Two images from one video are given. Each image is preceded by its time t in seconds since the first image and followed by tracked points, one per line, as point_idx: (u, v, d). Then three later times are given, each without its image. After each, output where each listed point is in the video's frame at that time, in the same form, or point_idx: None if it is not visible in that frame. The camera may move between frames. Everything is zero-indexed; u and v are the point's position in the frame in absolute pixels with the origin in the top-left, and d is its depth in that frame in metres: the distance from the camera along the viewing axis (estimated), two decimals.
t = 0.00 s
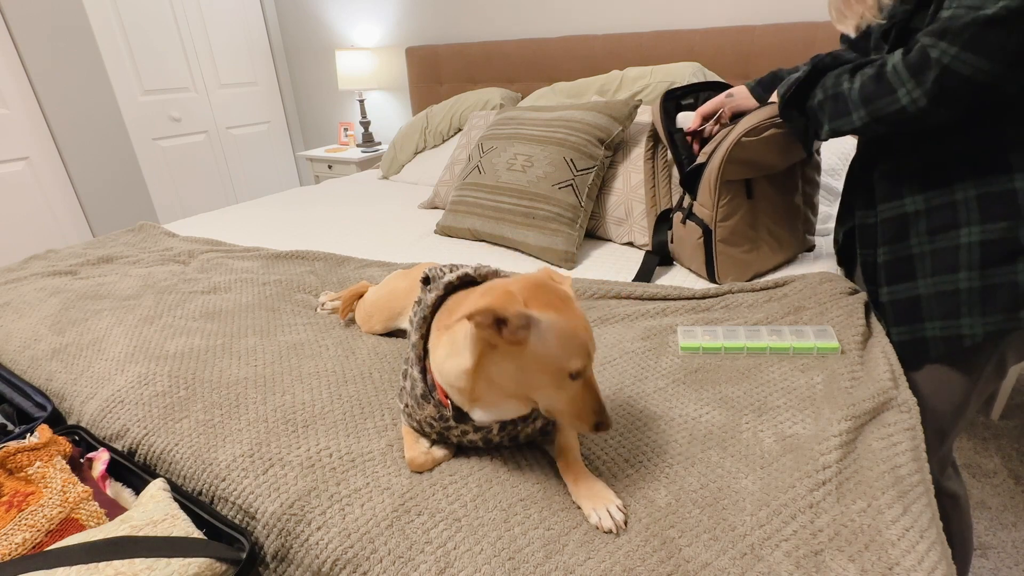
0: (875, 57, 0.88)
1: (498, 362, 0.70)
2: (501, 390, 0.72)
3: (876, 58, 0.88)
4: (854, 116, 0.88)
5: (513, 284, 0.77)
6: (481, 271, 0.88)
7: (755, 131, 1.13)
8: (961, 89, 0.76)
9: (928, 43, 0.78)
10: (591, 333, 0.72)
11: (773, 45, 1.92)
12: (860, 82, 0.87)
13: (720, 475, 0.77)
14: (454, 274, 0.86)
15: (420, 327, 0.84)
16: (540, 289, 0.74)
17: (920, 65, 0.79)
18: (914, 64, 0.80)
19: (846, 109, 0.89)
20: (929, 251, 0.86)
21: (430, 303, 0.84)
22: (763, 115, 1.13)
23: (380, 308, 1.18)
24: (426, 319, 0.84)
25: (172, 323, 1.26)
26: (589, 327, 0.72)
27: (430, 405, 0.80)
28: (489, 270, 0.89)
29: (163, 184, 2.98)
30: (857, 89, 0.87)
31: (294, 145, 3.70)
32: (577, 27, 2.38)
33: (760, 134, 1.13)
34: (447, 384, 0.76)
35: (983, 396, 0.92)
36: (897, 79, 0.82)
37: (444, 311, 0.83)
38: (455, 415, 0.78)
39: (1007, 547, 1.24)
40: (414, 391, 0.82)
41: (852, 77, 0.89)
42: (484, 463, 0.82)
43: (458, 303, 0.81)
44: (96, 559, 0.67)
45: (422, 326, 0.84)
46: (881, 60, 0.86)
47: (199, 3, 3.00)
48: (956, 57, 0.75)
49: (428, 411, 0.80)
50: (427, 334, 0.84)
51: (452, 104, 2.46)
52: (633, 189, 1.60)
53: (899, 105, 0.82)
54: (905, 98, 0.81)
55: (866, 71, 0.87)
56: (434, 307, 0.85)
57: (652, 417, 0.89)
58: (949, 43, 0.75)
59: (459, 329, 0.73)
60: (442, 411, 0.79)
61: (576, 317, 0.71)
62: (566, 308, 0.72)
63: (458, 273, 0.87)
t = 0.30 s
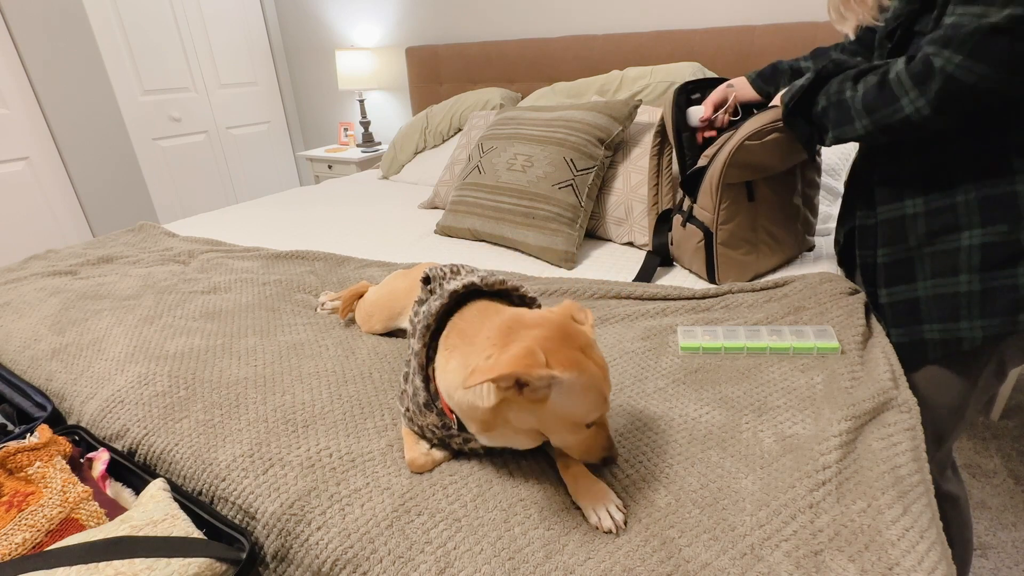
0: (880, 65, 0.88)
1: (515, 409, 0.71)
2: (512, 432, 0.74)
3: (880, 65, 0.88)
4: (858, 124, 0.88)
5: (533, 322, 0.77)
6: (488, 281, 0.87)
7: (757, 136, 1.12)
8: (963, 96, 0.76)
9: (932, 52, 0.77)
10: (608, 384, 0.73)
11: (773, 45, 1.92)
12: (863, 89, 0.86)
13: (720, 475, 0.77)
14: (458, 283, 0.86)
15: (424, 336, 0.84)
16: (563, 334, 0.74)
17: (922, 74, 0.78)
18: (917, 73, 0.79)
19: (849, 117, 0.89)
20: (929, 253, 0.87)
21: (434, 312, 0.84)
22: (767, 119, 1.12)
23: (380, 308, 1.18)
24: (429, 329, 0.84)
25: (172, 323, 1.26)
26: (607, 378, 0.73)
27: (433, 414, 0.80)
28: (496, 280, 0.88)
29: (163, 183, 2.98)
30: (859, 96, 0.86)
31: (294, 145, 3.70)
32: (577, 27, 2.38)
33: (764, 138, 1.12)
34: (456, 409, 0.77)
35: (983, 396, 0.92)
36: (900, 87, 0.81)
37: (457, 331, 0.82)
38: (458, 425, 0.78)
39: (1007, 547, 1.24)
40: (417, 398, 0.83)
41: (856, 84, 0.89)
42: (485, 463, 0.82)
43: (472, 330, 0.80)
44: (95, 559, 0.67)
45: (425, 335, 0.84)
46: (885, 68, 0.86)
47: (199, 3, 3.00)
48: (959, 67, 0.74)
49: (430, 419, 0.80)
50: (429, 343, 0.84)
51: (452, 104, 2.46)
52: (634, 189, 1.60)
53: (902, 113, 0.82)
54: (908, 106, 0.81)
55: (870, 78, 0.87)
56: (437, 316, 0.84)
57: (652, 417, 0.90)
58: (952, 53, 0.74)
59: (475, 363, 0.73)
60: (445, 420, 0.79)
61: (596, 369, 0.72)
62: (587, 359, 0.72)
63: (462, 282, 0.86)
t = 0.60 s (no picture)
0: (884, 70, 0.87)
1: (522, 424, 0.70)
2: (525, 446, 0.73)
3: (884, 70, 0.86)
4: (868, 135, 0.87)
5: (535, 336, 0.76)
6: (492, 283, 0.87)
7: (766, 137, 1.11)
8: (974, 104, 0.76)
9: (941, 63, 0.78)
10: (616, 394, 0.71)
11: (774, 45, 1.92)
12: (871, 100, 0.86)
13: (720, 475, 0.77)
14: (463, 285, 0.86)
15: (427, 337, 0.84)
16: (565, 348, 0.72)
17: (932, 84, 0.78)
18: (926, 83, 0.79)
19: (858, 128, 0.88)
20: (926, 253, 0.87)
21: (437, 312, 0.84)
22: (778, 120, 1.12)
23: (380, 308, 1.18)
24: (430, 331, 0.84)
25: (172, 323, 1.26)
26: (614, 389, 0.71)
27: (435, 415, 0.80)
28: (500, 282, 0.88)
29: (163, 183, 2.98)
30: (869, 108, 0.86)
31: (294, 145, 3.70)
32: (577, 27, 2.38)
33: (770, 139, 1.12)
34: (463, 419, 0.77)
35: (982, 397, 0.92)
36: (909, 99, 0.81)
37: (462, 343, 0.82)
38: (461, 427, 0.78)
39: (1008, 547, 1.24)
40: (419, 399, 0.82)
41: (862, 93, 0.88)
42: (485, 463, 0.82)
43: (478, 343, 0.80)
44: (96, 559, 0.67)
45: (428, 336, 0.84)
46: (891, 76, 0.85)
47: (199, 3, 3.00)
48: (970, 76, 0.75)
49: (433, 420, 0.80)
50: (431, 345, 0.84)
51: (452, 104, 2.46)
52: (634, 189, 1.60)
53: (914, 125, 0.82)
54: (920, 118, 0.81)
55: (876, 87, 0.86)
56: (439, 318, 0.84)
57: (652, 417, 0.90)
58: (962, 64, 0.75)
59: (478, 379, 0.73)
60: (447, 422, 0.79)
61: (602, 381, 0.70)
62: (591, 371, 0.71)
63: (466, 284, 0.86)
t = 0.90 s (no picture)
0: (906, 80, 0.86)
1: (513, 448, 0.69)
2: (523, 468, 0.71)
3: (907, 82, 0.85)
4: (894, 149, 0.86)
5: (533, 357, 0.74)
6: (498, 289, 0.86)
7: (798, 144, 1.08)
8: (1002, 117, 0.75)
9: (970, 78, 0.76)
10: (614, 419, 0.67)
11: (774, 45, 1.92)
12: (896, 113, 0.84)
13: (720, 475, 0.77)
14: (466, 290, 0.85)
15: (428, 343, 0.82)
16: (558, 372, 0.70)
17: (962, 99, 0.77)
18: (954, 97, 0.78)
19: (884, 142, 0.87)
20: (924, 253, 0.87)
21: (440, 317, 0.83)
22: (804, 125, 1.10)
23: (381, 308, 1.18)
24: (435, 336, 0.83)
25: (172, 323, 1.26)
26: (611, 413, 0.67)
27: (438, 419, 0.80)
28: (505, 287, 0.87)
29: (163, 183, 2.98)
30: (895, 123, 0.84)
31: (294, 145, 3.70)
32: (577, 27, 2.38)
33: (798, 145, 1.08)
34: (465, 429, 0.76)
35: (983, 397, 0.92)
36: (935, 113, 0.80)
37: (467, 354, 0.82)
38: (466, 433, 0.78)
39: (1007, 547, 1.24)
40: (422, 403, 0.82)
41: (886, 107, 0.86)
42: (485, 463, 0.83)
43: (481, 358, 0.80)
44: (95, 559, 0.67)
45: (429, 342, 0.83)
46: (915, 88, 0.84)
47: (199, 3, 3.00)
48: (1002, 91, 0.73)
49: (436, 424, 0.80)
50: (434, 349, 0.84)
51: (453, 104, 2.46)
52: (634, 189, 1.60)
53: (942, 138, 0.81)
54: (949, 132, 0.79)
55: (900, 100, 0.84)
56: (441, 324, 0.84)
57: (653, 417, 0.90)
58: (992, 77, 0.74)
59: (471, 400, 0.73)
60: (451, 426, 0.79)
61: (594, 404, 0.67)
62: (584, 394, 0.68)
63: (470, 290, 0.86)
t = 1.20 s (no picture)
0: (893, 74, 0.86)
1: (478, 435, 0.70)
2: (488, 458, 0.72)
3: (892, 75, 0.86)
4: (877, 140, 0.87)
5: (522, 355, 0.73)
6: (497, 288, 0.86)
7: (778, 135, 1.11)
8: (984, 109, 0.75)
9: (955, 69, 0.76)
10: (575, 438, 0.64)
11: (774, 45, 1.92)
12: (880, 106, 0.85)
13: (720, 475, 0.77)
14: (466, 289, 0.86)
15: (430, 342, 0.83)
16: (539, 375, 0.68)
17: (944, 90, 0.77)
18: (937, 89, 0.78)
19: (867, 133, 0.87)
20: (926, 253, 0.87)
21: (441, 317, 0.84)
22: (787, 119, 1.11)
23: (381, 308, 1.18)
24: (435, 335, 0.84)
25: (172, 323, 1.26)
26: (574, 432, 0.64)
27: (439, 418, 0.79)
28: (505, 286, 0.87)
29: (163, 183, 2.98)
30: (877, 115, 0.85)
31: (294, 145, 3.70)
32: (577, 27, 2.38)
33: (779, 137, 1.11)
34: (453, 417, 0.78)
35: (982, 397, 0.92)
36: (918, 104, 0.80)
37: (465, 344, 0.84)
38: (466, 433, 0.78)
39: (1007, 547, 1.24)
40: (422, 402, 0.81)
41: (870, 98, 0.87)
42: (485, 463, 0.82)
43: (479, 349, 0.81)
44: (96, 559, 0.67)
45: (431, 340, 0.84)
46: (898, 81, 0.84)
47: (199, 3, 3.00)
48: (985, 84, 0.73)
49: (436, 423, 0.80)
50: (435, 348, 0.84)
51: (453, 104, 2.46)
52: (634, 189, 1.60)
53: (923, 130, 0.81)
54: (930, 123, 0.80)
55: (884, 93, 0.85)
56: (442, 322, 0.84)
57: (652, 416, 0.90)
58: (976, 70, 0.74)
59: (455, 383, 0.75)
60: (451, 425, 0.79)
61: (558, 420, 0.65)
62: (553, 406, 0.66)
63: (470, 288, 0.86)
